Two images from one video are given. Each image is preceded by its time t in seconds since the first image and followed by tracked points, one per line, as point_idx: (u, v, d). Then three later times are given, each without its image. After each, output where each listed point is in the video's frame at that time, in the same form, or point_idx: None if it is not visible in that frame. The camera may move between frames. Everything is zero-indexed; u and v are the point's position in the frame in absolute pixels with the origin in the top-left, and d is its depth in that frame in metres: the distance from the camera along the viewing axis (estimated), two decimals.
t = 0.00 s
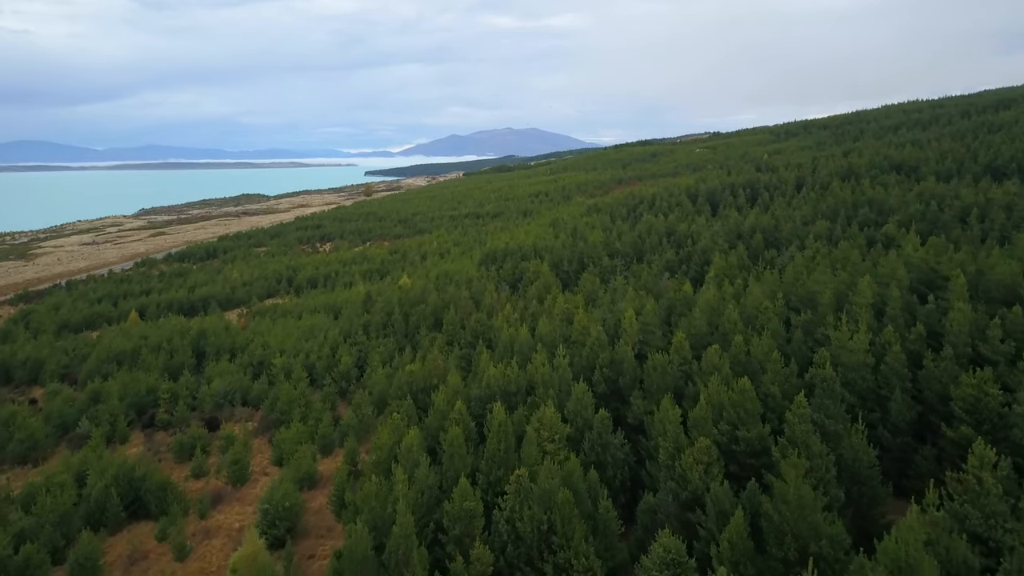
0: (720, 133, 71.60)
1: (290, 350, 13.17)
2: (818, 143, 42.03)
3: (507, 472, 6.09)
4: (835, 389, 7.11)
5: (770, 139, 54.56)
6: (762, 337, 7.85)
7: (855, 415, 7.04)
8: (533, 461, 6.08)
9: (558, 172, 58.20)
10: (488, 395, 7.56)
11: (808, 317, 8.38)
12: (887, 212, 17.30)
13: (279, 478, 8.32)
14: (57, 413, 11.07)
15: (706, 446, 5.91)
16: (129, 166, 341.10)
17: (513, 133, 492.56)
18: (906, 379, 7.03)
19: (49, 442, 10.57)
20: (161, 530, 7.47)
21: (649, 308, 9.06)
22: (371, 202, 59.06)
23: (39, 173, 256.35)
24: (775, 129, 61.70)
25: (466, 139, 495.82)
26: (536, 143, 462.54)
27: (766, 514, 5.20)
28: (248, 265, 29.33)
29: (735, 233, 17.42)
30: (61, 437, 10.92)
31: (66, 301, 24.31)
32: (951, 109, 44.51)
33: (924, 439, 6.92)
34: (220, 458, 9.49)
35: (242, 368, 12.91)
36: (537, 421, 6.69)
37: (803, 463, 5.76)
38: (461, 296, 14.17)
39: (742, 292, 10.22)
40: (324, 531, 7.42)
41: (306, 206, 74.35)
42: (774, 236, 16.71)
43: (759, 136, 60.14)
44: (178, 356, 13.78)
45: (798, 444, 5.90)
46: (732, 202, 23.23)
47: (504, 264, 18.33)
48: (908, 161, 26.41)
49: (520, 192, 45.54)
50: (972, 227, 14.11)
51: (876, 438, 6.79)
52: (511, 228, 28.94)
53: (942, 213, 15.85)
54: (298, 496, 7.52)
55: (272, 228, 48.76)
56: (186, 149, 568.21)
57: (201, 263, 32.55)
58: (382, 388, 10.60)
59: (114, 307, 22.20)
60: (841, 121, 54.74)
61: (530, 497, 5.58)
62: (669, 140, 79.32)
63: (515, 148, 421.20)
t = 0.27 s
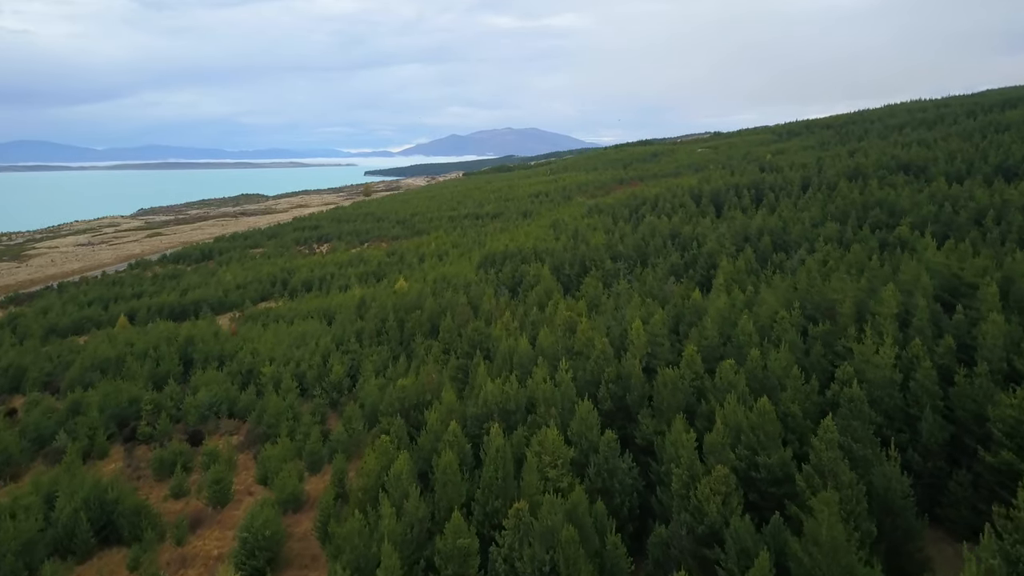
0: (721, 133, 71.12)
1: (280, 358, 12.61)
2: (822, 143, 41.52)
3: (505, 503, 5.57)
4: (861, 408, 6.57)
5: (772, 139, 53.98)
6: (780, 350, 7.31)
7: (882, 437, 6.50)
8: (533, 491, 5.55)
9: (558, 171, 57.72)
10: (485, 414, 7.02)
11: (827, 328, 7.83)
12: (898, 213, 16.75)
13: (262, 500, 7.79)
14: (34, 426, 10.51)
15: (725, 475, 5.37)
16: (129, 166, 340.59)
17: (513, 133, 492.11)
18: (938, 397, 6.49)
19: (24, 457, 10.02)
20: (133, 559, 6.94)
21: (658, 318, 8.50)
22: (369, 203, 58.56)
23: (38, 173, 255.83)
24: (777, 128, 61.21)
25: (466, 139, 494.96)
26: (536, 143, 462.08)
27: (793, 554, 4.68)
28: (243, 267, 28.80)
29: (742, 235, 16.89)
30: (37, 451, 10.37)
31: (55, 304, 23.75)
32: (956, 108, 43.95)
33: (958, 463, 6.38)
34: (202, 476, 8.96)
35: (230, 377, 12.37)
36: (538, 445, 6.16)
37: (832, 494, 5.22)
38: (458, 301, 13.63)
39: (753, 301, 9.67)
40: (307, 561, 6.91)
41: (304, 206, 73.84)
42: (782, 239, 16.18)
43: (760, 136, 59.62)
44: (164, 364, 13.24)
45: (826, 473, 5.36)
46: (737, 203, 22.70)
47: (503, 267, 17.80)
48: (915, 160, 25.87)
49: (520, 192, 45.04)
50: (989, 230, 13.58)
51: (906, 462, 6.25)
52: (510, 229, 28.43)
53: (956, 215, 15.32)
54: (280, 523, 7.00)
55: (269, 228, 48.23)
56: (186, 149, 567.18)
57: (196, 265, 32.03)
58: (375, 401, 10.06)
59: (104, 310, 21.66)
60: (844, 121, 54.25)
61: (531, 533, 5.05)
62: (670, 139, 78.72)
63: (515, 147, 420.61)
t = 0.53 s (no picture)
0: (722, 133, 70.73)
1: (270, 366, 12.14)
2: (825, 142, 41.09)
3: (502, 536, 5.14)
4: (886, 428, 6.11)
5: (775, 138, 53.51)
6: (797, 363, 6.85)
7: (910, 458, 6.03)
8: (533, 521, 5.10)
9: (558, 171, 57.29)
10: (481, 433, 6.56)
11: (846, 339, 7.38)
12: (909, 215, 16.30)
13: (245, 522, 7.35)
14: (11, 439, 10.03)
15: (744, 505, 4.91)
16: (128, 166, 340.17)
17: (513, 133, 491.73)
18: (969, 416, 6.02)
19: None
20: None
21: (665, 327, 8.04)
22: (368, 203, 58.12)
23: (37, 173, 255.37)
24: (779, 128, 60.82)
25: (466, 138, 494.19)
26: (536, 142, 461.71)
27: None
28: (239, 268, 28.36)
29: (748, 237, 16.43)
30: (14, 465, 9.89)
31: (45, 306, 23.26)
32: (960, 108, 43.51)
33: (992, 487, 5.92)
34: (184, 494, 8.51)
35: (218, 386, 11.91)
36: (539, 468, 5.71)
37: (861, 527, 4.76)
38: (456, 306, 13.16)
39: (764, 308, 9.21)
40: None
41: (303, 206, 73.40)
42: (790, 241, 15.73)
43: (762, 136, 59.19)
44: (150, 372, 12.76)
45: (853, 503, 4.90)
46: (741, 204, 22.25)
47: (502, 270, 17.35)
48: (922, 160, 25.42)
49: (521, 192, 44.61)
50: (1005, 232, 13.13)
51: (936, 486, 5.79)
52: (510, 230, 28.00)
53: (969, 216, 14.87)
54: (263, 549, 6.56)
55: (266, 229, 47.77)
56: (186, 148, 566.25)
57: (191, 266, 31.57)
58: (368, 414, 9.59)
59: (96, 314, 21.19)
60: (846, 121, 53.83)
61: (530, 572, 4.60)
62: (670, 139, 78.23)
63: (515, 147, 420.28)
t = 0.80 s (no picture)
0: (724, 133, 70.26)
1: (259, 376, 11.60)
2: (829, 142, 40.59)
3: None
4: (921, 455, 5.55)
5: (777, 138, 52.97)
6: (820, 382, 6.31)
7: (947, 487, 5.48)
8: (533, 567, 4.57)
9: (559, 172, 56.79)
10: (476, 459, 6.00)
11: (871, 354, 6.84)
12: (922, 217, 15.76)
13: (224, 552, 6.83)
14: None
15: (769, 548, 4.37)
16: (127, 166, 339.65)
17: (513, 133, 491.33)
18: (1014, 441, 5.46)
19: None
20: None
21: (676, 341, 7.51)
22: (367, 203, 57.62)
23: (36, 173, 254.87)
24: (781, 128, 60.36)
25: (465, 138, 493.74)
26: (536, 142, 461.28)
27: None
28: (234, 270, 27.84)
29: (755, 240, 15.92)
30: None
31: (34, 309, 22.75)
32: (965, 107, 42.96)
33: None
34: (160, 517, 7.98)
35: (203, 397, 11.38)
36: (540, 501, 5.17)
37: None
38: (452, 313, 12.62)
39: (779, 318, 8.68)
40: None
41: (301, 207, 72.88)
42: (799, 245, 15.23)
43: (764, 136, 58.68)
44: (133, 381, 12.21)
45: (894, 546, 4.35)
46: (746, 205, 21.74)
47: (502, 274, 16.84)
48: (930, 160, 24.88)
49: (521, 192, 44.12)
50: None
51: (978, 521, 5.23)
52: (510, 232, 27.51)
53: (985, 219, 14.35)
54: None
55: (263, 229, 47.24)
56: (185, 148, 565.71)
57: (185, 268, 31.05)
58: (359, 429, 9.05)
59: (85, 318, 20.68)
60: (850, 120, 53.34)
61: None
62: (672, 139, 77.68)
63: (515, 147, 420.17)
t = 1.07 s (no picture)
0: (725, 133, 69.78)
1: (248, 386, 11.12)
2: (833, 142, 40.12)
3: None
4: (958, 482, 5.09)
5: (779, 138, 52.50)
6: (843, 401, 5.85)
7: (987, 518, 5.01)
8: None
9: (559, 171, 56.32)
10: (473, 485, 5.55)
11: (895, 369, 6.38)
12: (934, 219, 15.29)
13: None
14: None
15: None
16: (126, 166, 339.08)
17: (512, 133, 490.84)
18: None
19: None
20: None
21: (686, 354, 7.05)
22: (366, 204, 57.17)
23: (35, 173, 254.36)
24: (783, 128, 59.89)
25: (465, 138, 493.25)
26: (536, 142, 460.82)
27: None
28: (228, 272, 27.38)
29: (761, 243, 15.46)
30: None
31: (23, 312, 22.26)
32: (969, 107, 42.49)
33: None
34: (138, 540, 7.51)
35: (190, 408, 10.92)
36: (541, 536, 4.71)
37: None
38: (449, 320, 12.17)
39: (793, 328, 8.21)
40: None
41: (300, 207, 72.41)
42: (807, 248, 14.78)
43: (766, 135, 58.24)
44: (117, 391, 11.75)
45: None
46: (750, 207, 21.29)
47: (501, 277, 16.38)
48: (938, 160, 24.42)
49: (521, 193, 43.64)
50: None
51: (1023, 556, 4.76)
52: (510, 233, 27.05)
53: (1000, 221, 13.88)
54: None
55: (260, 230, 46.77)
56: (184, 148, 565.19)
57: (180, 270, 30.59)
58: (350, 445, 8.59)
59: (74, 322, 20.21)
60: (852, 120, 52.87)
61: None
62: (672, 139, 77.21)
63: (514, 147, 419.70)
